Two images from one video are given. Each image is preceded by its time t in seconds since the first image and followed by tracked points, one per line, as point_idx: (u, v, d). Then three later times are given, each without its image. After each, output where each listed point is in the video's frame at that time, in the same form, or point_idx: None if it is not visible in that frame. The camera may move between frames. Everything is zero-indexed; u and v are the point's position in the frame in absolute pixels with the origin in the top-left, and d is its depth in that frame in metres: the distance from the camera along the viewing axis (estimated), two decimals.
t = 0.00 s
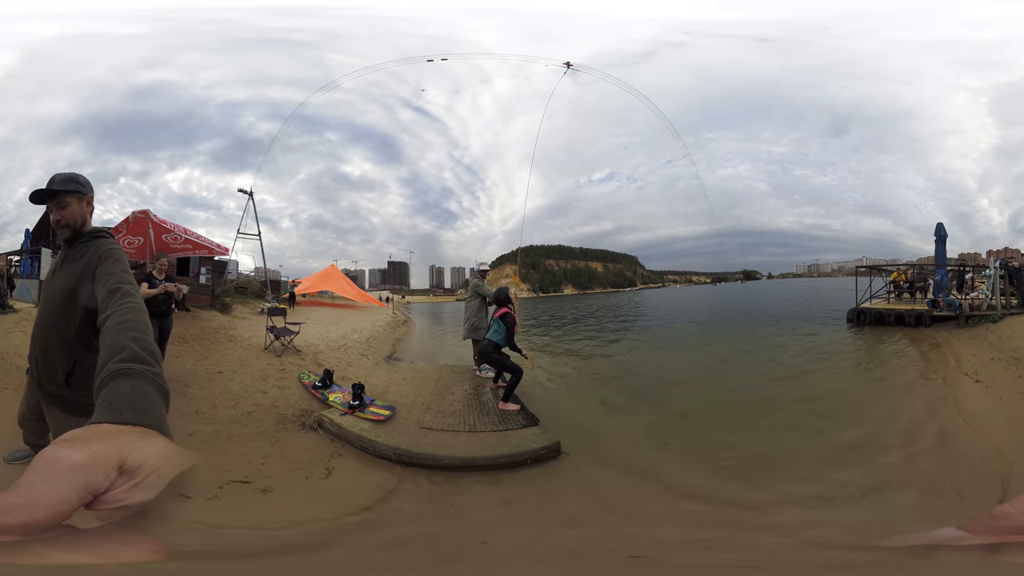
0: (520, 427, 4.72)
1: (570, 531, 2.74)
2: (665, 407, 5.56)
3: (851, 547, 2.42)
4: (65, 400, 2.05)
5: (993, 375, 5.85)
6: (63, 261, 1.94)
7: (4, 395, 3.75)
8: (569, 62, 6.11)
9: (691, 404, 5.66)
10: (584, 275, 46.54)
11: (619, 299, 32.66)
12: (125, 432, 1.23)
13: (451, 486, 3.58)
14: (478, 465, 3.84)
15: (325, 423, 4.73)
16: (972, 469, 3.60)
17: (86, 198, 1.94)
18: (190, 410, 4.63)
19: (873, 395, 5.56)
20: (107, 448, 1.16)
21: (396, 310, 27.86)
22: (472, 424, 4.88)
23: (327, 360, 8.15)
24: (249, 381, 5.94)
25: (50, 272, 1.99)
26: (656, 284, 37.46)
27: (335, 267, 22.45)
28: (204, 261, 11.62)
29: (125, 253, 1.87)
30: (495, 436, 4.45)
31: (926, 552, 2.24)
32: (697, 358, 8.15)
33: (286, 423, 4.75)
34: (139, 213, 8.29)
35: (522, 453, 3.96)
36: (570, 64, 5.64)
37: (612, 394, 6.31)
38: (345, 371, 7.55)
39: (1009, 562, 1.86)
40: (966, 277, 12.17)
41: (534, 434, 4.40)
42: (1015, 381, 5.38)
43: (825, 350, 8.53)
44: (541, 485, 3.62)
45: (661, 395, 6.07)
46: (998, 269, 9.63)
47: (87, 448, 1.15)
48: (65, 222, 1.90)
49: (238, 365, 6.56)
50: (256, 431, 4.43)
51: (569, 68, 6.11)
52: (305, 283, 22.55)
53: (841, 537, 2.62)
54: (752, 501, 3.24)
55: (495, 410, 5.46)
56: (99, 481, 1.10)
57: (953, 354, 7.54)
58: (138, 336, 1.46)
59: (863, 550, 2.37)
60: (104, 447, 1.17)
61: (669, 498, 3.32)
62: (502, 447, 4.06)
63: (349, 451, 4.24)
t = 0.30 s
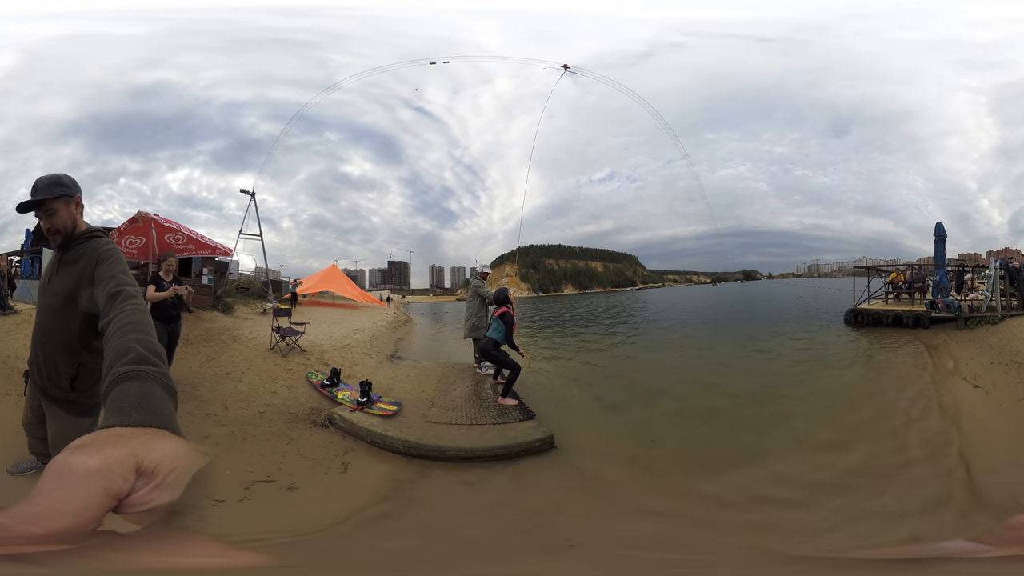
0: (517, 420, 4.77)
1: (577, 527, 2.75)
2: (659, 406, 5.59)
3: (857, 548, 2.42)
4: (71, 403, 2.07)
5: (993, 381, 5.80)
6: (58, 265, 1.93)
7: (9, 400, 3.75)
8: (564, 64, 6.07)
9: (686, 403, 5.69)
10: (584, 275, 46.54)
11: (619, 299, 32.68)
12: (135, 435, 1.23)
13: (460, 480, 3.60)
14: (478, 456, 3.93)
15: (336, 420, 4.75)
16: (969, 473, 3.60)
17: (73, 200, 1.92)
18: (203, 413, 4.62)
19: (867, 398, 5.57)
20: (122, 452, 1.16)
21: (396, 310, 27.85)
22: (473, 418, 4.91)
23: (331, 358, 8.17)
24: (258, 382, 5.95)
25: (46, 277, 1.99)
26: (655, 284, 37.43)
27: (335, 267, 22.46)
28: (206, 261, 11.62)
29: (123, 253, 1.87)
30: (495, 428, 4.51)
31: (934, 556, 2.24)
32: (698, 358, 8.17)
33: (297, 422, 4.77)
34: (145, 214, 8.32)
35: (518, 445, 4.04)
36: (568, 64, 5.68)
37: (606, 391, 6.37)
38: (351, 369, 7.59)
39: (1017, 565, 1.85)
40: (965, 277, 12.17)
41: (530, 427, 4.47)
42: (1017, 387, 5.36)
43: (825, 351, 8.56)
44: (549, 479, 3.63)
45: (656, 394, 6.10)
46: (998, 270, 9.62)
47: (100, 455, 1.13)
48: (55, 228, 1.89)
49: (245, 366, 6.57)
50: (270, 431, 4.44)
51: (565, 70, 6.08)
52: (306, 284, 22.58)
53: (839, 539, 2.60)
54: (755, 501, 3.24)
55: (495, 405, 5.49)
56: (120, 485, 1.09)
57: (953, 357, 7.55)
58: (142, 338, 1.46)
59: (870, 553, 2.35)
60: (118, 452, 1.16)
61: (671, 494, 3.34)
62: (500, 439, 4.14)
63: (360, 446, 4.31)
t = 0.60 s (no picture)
0: (517, 416, 4.80)
1: (582, 525, 2.75)
2: (656, 405, 5.61)
3: (861, 550, 2.41)
4: (83, 405, 2.09)
5: (992, 386, 5.76)
6: (59, 268, 1.93)
7: (11, 403, 3.75)
8: (562, 64, 6.06)
9: (682, 402, 5.71)
10: (584, 275, 46.53)
11: (619, 299, 32.69)
12: (151, 433, 1.20)
13: (465, 475, 3.61)
14: (479, 450, 3.95)
15: (341, 418, 4.76)
16: (969, 477, 3.59)
17: (78, 196, 1.96)
18: (209, 413, 4.63)
19: (864, 400, 5.57)
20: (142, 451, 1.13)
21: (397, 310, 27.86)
22: (474, 414, 4.92)
23: (334, 357, 8.19)
24: (262, 381, 5.96)
25: (47, 283, 1.98)
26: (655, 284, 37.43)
27: (335, 267, 22.49)
28: (207, 262, 11.62)
29: (124, 252, 1.88)
30: (494, 424, 4.54)
31: (935, 558, 2.23)
32: (699, 357, 8.20)
33: (303, 421, 4.78)
34: (145, 215, 8.33)
35: (518, 439, 4.05)
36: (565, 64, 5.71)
37: (602, 390, 6.40)
38: (354, 367, 7.61)
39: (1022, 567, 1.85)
40: (965, 278, 12.16)
41: (527, 423, 4.48)
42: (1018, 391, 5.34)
43: (825, 352, 8.57)
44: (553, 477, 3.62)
45: (653, 393, 6.12)
46: (998, 271, 9.61)
47: (120, 455, 1.10)
48: (60, 221, 1.90)
49: (248, 366, 6.58)
50: (276, 430, 4.44)
51: (563, 70, 6.09)
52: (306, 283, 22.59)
53: (839, 541, 2.58)
54: (754, 501, 3.24)
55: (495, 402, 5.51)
56: (146, 483, 1.06)
57: (954, 360, 7.55)
58: (149, 335, 1.48)
59: (873, 556, 2.34)
60: (139, 451, 1.12)
61: (676, 493, 3.35)
62: (500, 434, 4.16)
63: (365, 443, 4.32)
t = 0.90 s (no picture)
0: (516, 418, 4.80)
1: (578, 526, 2.75)
2: (656, 406, 5.61)
3: (859, 548, 2.42)
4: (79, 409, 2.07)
5: (994, 386, 5.77)
6: (63, 269, 1.93)
7: (12, 403, 3.76)
8: (562, 64, 6.03)
9: (683, 402, 5.71)
10: (584, 275, 46.49)
11: (619, 299, 32.67)
12: (144, 440, 1.21)
13: (462, 476, 3.61)
14: (477, 453, 3.94)
15: (338, 419, 4.76)
16: (972, 479, 3.58)
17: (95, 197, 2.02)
18: (208, 413, 4.63)
19: (866, 401, 5.57)
20: (132, 456, 1.15)
21: (397, 310, 27.84)
22: (473, 416, 4.92)
23: (332, 358, 8.18)
24: (261, 381, 5.97)
25: (49, 284, 1.97)
26: (655, 284, 37.41)
27: (336, 267, 22.48)
28: (207, 262, 11.62)
29: (127, 257, 1.87)
30: (492, 426, 4.54)
31: (928, 556, 2.25)
32: (699, 357, 8.20)
33: (300, 421, 4.78)
34: (144, 216, 8.32)
35: (518, 442, 4.05)
36: (565, 63, 5.72)
37: (603, 390, 6.41)
38: (353, 368, 7.61)
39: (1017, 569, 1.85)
40: (966, 278, 12.14)
41: (526, 425, 4.48)
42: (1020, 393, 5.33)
43: (825, 353, 8.55)
44: (550, 478, 3.62)
45: (654, 394, 6.12)
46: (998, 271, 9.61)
47: (109, 459, 1.12)
48: (75, 217, 1.90)
49: (247, 366, 6.58)
50: (274, 430, 4.44)
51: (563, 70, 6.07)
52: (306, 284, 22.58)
53: (837, 541, 2.58)
54: (752, 501, 3.24)
55: (493, 403, 5.51)
56: (130, 489, 1.08)
57: (954, 360, 7.54)
58: (147, 341, 1.47)
59: (867, 556, 2.35)
60: (128, 457, 1.14)
61: (672, 495, 3.35)
62: (498, 436, 4.15)
63: (362, 444, 4.32)
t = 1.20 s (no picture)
0: (513, 420, 4.79)
1: (575, 527, 2.76)
2: (656, 407, 5.60)
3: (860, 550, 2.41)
4: (73, 405, 2.05)
5: (997, 385, 5.75)
6: (63, 267, 1.92)
7: (12, 401, 3.76)
8: (562, 63, 5.99)
9: (682, 403, 5.71)
10: (584, 275, 46.48)
11: (619, 299, 32.66)
12: (134, 437, 1.22)
13: (456, 478, 3.61)
14: (472, 455, 3.93)
15: (333, 418, 4.77)
16: (974, 477, 3.58)
17: (95, 196, 2.01)
18: (204, 411, 4.63)
19: (867, 400, 5.55)
20: (118, 452, 1.15)
21: (397, 310, 27.82)
22: (469, 417, 4.92)
23: (330, 357, 8.18)
24: (258, 380, 5.96)
25: (49, 282, 1.96)
26: (655, 284, 37.39)
27: (335, 267, 22.46)
28: (207, 262, 11.61)
29: (125, 254, 1.86)
30: (489, 427, 4.54)
31: (925, 557, 2.24)
32: (699, 357, 8.19)
33: (296, 419, 4.78)
34: (143, 215, 8.32)
35: (514, 444, 4.04)
36: (564, 62, 5.73)
37: (602, 391, 6.40)
38: (350, 368, 7.61)
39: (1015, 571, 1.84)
40: (967, 278, 12.13)
41: (523, 427, 4.48)
42: None
43: (825, 353, 8.54)
44: (546, 480, 3.61)
45: (654, 394, 6.11)
46: (999, 271, 9.61)
47: (96, 454, 1.13)
48: (75, 216, 1.89)
49: (245, 365, 6.58)
50: (268, 428, 4.44)
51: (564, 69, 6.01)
52: (306, 284, 22.55)
53: (839, 542, 2.57)
54: (750, 502, 3.24)
55: (490, 404, 5.50)
56: (112, 485, 1.08)
57: (955, 360, 7.52)
58: (141, 338, 1.45)
59: (864, 555, 2.35)
60: (115, 453, 1.15)
61: (669, 497, 3.34)
62: (495, 439, 4.15)
63: (356, 443, 4.32)
